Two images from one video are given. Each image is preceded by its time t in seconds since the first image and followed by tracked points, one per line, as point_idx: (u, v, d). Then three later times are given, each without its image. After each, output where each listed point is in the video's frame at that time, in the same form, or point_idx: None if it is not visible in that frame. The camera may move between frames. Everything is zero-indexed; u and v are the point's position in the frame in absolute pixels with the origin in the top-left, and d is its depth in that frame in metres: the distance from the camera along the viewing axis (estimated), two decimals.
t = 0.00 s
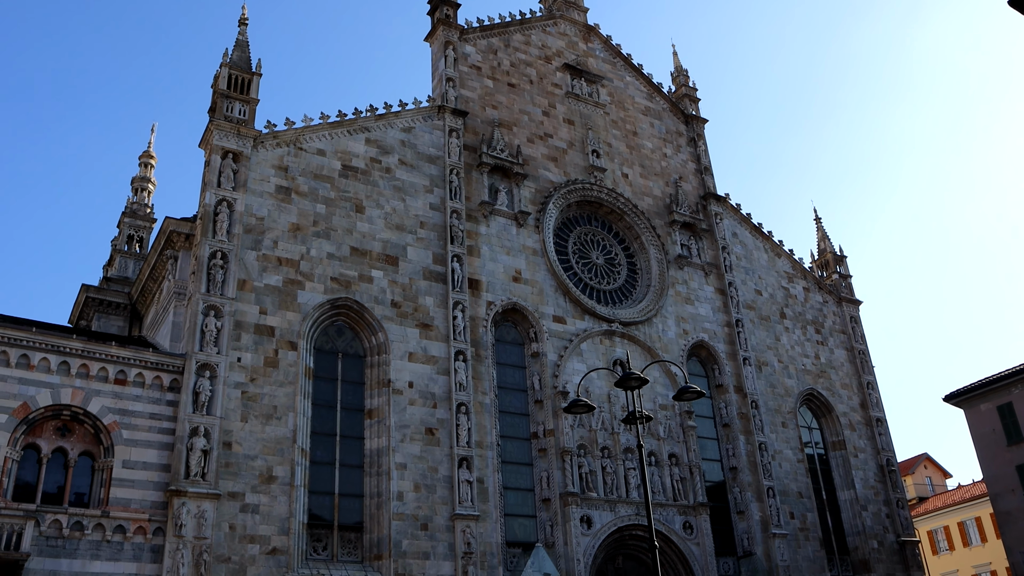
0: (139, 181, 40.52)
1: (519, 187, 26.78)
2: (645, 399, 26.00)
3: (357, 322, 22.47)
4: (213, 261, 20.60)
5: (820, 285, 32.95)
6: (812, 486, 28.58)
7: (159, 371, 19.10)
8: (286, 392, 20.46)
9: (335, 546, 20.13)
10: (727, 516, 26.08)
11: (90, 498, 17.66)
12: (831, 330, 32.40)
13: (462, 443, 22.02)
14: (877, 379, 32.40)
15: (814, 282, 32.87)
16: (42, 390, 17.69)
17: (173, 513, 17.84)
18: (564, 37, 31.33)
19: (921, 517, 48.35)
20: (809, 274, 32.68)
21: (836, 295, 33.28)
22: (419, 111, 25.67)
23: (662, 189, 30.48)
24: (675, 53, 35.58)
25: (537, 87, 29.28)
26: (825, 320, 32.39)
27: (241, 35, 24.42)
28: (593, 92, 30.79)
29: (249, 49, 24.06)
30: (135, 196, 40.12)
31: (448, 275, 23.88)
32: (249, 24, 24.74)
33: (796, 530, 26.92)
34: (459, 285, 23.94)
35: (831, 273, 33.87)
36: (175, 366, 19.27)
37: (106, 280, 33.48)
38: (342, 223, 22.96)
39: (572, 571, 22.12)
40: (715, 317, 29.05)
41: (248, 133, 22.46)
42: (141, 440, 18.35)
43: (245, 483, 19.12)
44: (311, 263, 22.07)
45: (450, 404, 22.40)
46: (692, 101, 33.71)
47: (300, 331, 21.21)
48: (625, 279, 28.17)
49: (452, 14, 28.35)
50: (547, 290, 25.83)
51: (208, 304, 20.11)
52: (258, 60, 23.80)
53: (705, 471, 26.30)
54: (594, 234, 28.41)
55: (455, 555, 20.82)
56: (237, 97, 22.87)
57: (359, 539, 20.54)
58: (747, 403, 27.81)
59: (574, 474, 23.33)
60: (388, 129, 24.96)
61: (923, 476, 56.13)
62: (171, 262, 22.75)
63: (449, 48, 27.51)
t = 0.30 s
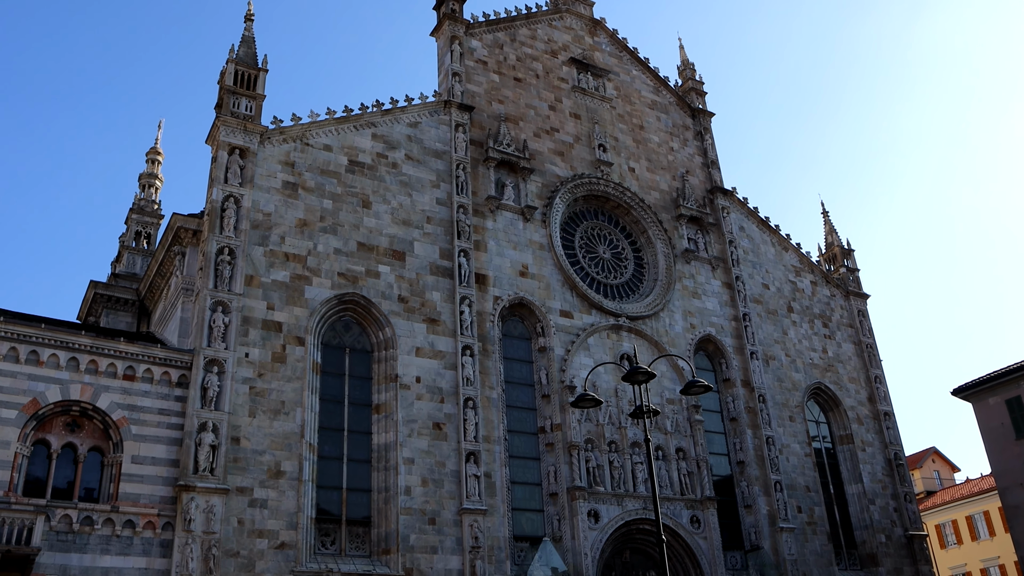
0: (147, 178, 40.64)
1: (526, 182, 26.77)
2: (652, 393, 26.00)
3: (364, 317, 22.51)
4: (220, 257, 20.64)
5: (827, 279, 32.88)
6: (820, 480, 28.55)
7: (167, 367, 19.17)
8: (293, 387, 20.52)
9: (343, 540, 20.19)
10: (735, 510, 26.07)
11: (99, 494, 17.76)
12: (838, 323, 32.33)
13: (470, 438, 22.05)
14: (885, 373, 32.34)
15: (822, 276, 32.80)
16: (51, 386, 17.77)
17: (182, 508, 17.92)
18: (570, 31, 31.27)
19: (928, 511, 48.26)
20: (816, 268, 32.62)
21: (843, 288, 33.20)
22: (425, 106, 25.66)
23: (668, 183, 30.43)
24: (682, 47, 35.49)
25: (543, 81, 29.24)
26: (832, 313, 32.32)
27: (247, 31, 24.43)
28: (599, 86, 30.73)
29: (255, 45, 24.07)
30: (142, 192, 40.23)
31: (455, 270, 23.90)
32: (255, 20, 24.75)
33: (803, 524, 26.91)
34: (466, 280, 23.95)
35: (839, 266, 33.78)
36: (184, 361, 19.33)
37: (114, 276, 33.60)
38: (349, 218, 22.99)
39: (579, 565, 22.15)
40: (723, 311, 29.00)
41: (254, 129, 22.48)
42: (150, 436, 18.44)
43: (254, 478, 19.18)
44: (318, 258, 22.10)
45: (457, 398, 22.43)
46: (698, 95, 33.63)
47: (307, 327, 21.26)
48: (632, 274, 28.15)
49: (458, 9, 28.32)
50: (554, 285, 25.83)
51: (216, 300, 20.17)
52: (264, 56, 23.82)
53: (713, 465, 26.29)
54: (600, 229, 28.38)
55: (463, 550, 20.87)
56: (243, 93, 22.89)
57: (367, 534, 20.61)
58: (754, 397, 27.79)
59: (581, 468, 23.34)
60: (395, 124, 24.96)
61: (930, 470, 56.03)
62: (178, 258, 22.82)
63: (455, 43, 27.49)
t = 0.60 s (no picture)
0: (154, 174, 40.75)
1: (532, 176, 26.76)
2: (660, 387, 26.01)
3: (371, 312, 22.55)
4: (228, 252, 20.71)
5: (835, 272, 32.79)
6: (828, 474, 28.52)
7: (176, 362, 19.25)
8: (302, 382, 20.59)
9: (352, 534, 20.27)
10: (743, 504, 26.06)
11: (110, 488, 17.87)
12: (846, 317, 32.25)
13: (477, 432, 22.09)
14: (893, 366, 32.26)
15: (830, 269, 32.71)
16: (62, 382, 17.88)
17: (192, 502, 18.01)
18: (576, 24, 31.21)
19: (937, 505, 48.12)
20: (824, 261, 32.53)
21: (851, 282, 33.11)
22: (431, 101, 25.66)
23: (675, 176, 30.37)
24: (688, 40, 35.38)
25: (549, 75, 29.20)
26: (840, 307, 32.23)
27: (253, 27, 24.46)
28: (606, 79, 30.67)
29: (261, 41, 24.10)
30: (150, 188, 40.36)
31: (462, 265, 23.92)
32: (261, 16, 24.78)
33: (811, 518, 26.90)
34: (473, 275, 23.97)
35: (847, 260, 33.68)
36: (192, 357, 19.41)
37: (123, 272, 33.71)
38: (356, 213, 23.02)
39: (587, 559, 22.18)
40: (730, 305, 28.96)
41: (261, 124, 22.53)
42: (159, 431, 18.54)
43: (262, 472, 19.26)
44: (325, 254, 22.15)
45: (465, 393, 22.47)
46: (705, 88, 33.54)
47: (315, 322, 21.32)
48: (639, 268, 28.12)
49: (464, 3, 28.29)
50: (561, 279, 25.83)
51: (223, 295, 20.24)
52: (270, 52, 23.85)
53: (720, 459, 26.28)
54: (607, 223, 28.36)
55: (471, 543, 20.93)
56: (250, 89, 22.93)
57: (376, 528, 20.68)
58: (762, 391, 27.76)
59: (589, 462, 23.35)
60: (401, 119, 24.97)
61: (939, 464, 55.87)
62: (186, 253, 22.90)
63: (461, 37, 27.47)
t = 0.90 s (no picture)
0: (162, 170, 40.85)
1: (539, 170, 26.74)
2: (667, 380, 26.00)
3: (379, 306, 22.59)
4: (235, 247, 20.77)
5: (843, 265, 32.68)
6: (836, 467, 28.48)
7: (185, 357, 19.33)
8: (309, 376, 20.65)
9: (360, 528, 20.34)
10: (750, 497, 26.04)
11: (120, 483, 17.97)
12: (854, 310, 32.15)
13: (485, 426, 22.13)
14: (902, 359, 32.17)
15: (838, 262, 32.61)
16: (71, 377, 17.98)
17: (201, 497, 18.10)
18: (582, 18, 31.14)
19: (945, 498, 47.98)
20: (832, 254, 32.43)
21: (859, 275, 33.01)
22: (438, 95, 25.65)
23: (682, 170, 30.30)
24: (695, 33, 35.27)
25: (556, 69, 29.15)
26: (848, 300, 32.14)
27: (259, 22, 24.49)
28: (612, 73, 30.61)
29: (267, 36, 24.13)
30: (157, 183, 40.47)
31: (468, 259, 23.93)
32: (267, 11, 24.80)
33: (820, 512, 26.86)
34: (480, 269, 23.98)
35: (855, 253, 33.57)
36: (201, 352, 19.49)
37: (131, 268, 33.82)
38: (362, 208, 23.05)
39: (595, 553, 22.21)
40: (738, 298, 28.91)
41: (268, 120, 22.56)
42: (169, 425, 18.63)
43: (271, 467, 19.34)
44: (332, 249, 22.20)
45: (472, 387, 22.51)
46: (712, 81, 33.43)
47: (323, 316, 21.38)
48: (646, 261, 28.09)
49: None
50: (568, 273, 25.82)
51: (231, 290, 20.30)
52: (276, 47, 23.87)
53: (728, 453, 26.25)
54: (614, 217, 28.33)
55: (479, 537, 20.98)
56: (256, 84, 22.95)
57: (384, 521, 20.75)
58: (770, 384, 27.72)
59: (596, 456, 23.37)
60: (407, 114, 24.97)
61: (948, 457, 55.68)
62: (194, 249, 22.97)
63: (467, 31, 27.44)
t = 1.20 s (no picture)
0: (169, 166, 40.94)
1: (545, 164, 26.71)
2: (674, 374, 25.99)
3: (386, 301, 22.61)
4: (242, 243, 20.81)
5: (851, 258, 32.59)
6: (844, 461, 28.44)
7: (193, 353, 19.38)
8: (317, 371, 20.69)
9: (368, 522, 20.40)
10: (758, 491, 26.02)
11: (129, 477, 18.06)
12: (862, 303, 32.07)
13: (492, 421, 22.15)
14: (910, 353, 32.09)
15: (845, 256, 32.52)
16: (80, 372, 18.05)
17: (210, 491, 18.17)
18: (588, 11, 31.06)
19: (953, 492, 47.87)
20: (839, 247, 32.35)
21: (867, 268, 32.92)
22: (444, 90, 25.63)
23: (689, 163, 30.23)
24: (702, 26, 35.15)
25: (562, 62, 29.10)
26: (856, 293, 32.06)
27: (265, 17, 24.50)
28: (618, 66, 30.54)
29: (273, 31, 24.13)
30: (164, 179, 40.56)
31: (475, 253, 23.94)
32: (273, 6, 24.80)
33: (827, 505, 26.83)
34: (486, 263, 23.98)
35: (862, 246, 33.48)
36: (209, 347, 19.55)
37: (139, 264, 33.93)
38: (369, 203, 23.06)
39: (603, 546, 22.24)
40: (745, 292, 28.86)
41: (274, 115, 22.57)
42: (177, 420, 18.69)
43: (279, 461, 19.40)
44: (339, 244, 22.21)
45: (479, 381, 22.53)
46: (719, 74, 33.33)
47: (330, 311, 21.41)
48: (653, 255, 28.05)
49: None
50: (574, 267, 25.80)
51: (239, 286, 20.35)
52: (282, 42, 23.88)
53: (736, 447, 26.23)
54: (621, 210, 28.28)
55: (487, 531, 21.02)
56: (262, 79, 22.96)
57: (392, 515, 20.80)
58: (777, 378, 27.69)
59: (604, 450, 23.38)
60: (413, 108, 24.96)
61: (956, 451, 55.56)
62: (201, 245, 23.02)
63: (473, 25, 27.40)
